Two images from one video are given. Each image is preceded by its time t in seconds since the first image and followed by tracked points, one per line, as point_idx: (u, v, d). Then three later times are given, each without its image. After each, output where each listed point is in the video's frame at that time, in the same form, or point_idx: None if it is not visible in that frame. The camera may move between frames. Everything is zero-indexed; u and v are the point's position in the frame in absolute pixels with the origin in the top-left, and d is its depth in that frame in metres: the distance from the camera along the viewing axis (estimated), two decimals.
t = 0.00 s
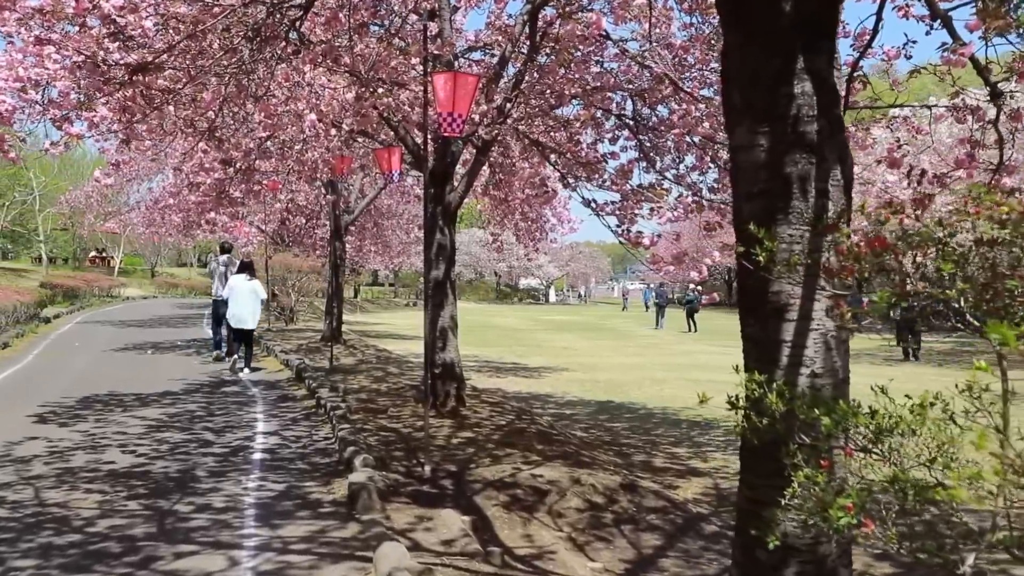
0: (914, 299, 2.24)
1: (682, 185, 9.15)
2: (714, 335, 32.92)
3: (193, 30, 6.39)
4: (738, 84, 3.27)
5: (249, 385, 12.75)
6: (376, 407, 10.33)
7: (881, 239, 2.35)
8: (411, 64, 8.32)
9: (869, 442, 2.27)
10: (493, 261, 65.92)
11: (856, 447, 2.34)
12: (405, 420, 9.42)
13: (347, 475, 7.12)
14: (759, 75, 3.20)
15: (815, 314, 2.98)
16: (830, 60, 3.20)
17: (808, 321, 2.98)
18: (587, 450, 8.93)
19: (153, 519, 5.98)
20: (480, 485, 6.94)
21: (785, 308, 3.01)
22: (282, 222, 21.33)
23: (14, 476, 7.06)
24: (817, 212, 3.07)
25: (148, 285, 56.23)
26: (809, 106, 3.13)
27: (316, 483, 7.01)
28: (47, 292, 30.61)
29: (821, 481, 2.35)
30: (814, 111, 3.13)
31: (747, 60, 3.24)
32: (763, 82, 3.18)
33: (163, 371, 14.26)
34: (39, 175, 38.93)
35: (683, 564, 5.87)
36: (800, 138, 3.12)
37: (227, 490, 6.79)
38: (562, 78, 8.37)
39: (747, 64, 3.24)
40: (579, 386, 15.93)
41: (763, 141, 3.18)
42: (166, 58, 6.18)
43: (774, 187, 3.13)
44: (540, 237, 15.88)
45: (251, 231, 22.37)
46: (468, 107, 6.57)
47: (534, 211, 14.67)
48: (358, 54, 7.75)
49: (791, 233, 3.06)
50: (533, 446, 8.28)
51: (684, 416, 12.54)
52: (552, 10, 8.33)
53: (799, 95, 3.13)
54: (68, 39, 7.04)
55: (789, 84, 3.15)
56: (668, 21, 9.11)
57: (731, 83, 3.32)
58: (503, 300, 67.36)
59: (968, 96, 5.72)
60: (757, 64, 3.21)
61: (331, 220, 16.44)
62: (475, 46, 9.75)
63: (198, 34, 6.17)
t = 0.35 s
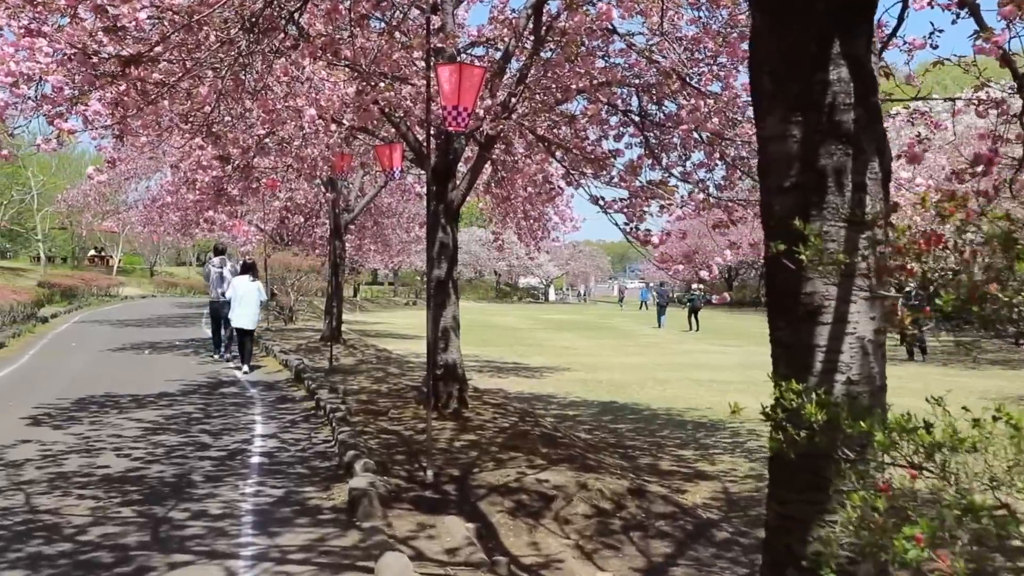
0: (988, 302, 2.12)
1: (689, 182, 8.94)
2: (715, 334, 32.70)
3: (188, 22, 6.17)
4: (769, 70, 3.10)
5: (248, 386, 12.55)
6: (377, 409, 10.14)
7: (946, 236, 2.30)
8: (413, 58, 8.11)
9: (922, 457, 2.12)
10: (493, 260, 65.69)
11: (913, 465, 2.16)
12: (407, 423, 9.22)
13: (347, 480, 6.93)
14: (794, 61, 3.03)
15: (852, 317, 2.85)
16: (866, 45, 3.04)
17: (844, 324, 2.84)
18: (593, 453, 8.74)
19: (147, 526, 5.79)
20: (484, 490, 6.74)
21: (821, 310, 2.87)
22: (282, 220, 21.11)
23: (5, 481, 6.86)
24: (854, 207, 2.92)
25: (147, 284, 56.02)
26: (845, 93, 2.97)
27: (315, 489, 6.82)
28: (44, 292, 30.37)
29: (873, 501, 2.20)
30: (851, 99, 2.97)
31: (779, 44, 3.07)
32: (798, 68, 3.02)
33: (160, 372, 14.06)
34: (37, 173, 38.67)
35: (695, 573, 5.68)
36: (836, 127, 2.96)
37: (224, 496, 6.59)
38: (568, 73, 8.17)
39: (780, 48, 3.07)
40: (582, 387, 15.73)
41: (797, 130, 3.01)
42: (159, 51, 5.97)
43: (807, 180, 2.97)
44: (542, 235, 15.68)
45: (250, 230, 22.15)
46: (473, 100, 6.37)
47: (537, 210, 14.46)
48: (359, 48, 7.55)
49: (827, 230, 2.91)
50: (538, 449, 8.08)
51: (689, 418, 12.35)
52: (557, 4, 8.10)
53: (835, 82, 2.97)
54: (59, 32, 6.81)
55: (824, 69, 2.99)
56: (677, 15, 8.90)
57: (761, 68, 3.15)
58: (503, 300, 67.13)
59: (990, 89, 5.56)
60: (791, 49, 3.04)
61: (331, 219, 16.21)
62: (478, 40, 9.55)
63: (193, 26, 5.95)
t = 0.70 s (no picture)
0: None
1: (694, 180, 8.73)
2: (716, 334, 32.51)
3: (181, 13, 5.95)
4: (804, 53, 2.94)
5: (244, 388, 12.33)
6: (376, 411, 9.93)
7: (1015, 224, 2.06)
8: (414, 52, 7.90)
9: (994, 474, 1.93)
10: (491, 260, 65.50)
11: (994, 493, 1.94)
12: (407, 426, 9.01)
13: (347, 486, 6.72)
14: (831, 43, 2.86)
15: (894, 319, 2.73)
16: (909, 27, 2.87)
17: (886, 327, 2.73)
18: (597, 457, 8.53)
19: (139, 535, 5.58)
20: (488, 497, 6.54)
21: (861, 312, 2.75)
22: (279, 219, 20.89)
23: None
24: (896, 200, 2.76)
25: (145, 284, 55.84)
26: (887, 77, 2.80)
27: (313, 495, 6.61)
28: (40, 291, 30.13)
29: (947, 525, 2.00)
30: (893, 84, 2.81)
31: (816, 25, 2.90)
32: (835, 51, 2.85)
33: (155, 373, 13.85)
34: (33, 171, 38.43)
35: None
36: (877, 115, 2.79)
37: (219, 503, 6.38)
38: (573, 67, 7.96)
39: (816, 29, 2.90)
40: (583, 388, 15.53)
41: (834, 118, 2.85)
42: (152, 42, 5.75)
43: (845, 170, 2.81)
44: (544, 235, 15.48)
45: (247, 229, 21.93)
46: (478, 92, 6.20)
47: (538, 208, 14.26)
48: (360, 40, 7.34)
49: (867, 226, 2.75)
50: (542, 454, 7.88)
51: (693, 420, 12.16)
52: None
53: (877, 65, 2.80)
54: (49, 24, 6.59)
55: (864, 52, 2.82)
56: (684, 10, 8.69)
57: (796, 50, 2.98)
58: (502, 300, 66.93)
59: (1015, 82, 5.40)
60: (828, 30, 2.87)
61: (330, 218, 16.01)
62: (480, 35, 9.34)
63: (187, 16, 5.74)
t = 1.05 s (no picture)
0: None
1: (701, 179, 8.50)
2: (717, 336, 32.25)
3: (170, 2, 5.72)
4: (841, 34, 2.79)
5: (241, 391, 12.10)
6: (375, 416, 9.71)
7: None
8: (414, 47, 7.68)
9: None
10: (491, 260, 65.26)
11: None
12: (407, 431, 8.78)
13: (344, 495, 6.49)
14: (872, 25, 2.70)
15: (940, 325, 2.60)
16: (956, 5, 2.72)
17: (932, 334, 2.59)
18: (603, 463, 8.30)
19: (128, 548, 5.35)
20: (490, 506, 6.31)
21: (904, 319, 2.61)
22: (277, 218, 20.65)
23: None
24: (943, 194, 2.61)
25: (143, 285, 55.62)
26: (932, 60, 2.65)
27: (309, 504, 6.38)
28: (36, 292, 29.90)
29: None
30: (941, 68, 2.65)
31: (856, 3, 2.74)
32: (878, 33, 2.69)
33: (150, 376, 13.63)
34: (29, 171, 38.17)
35: None
36: (922, 100, 2.64)
37: (212, 512, 6.16)
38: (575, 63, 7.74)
39: (854, 8, 2.75)
40: (585, 390, 15.31)
41: (873, 105, 2.70)
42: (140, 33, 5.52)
43: (886, 162, 2.66)
44: (545, 235, 15.25)
45: (244, 229, 21.69)
46: (481, 85, 5.98)
47: (540, 207, 14.03)
48: (358, 34, 7.12)
49: (911, 222, 2.61)
50: (546, 461, 7.65)
51: (698, 424, 11.93)
52: None
53: (921, 46, 2.65)
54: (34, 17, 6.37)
55: (908, 32, 2.66)
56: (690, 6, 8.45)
57: (832, 32, 2.82)
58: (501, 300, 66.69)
59: None
60: (869, 9, 2.71)
61: (328, 219, 15.76)
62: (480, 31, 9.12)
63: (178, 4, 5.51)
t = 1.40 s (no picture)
0: None
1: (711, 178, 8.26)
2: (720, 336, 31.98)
3: None
4: (900, 25, 2.75)
5: (239, 394, 11.87)
6: (377, 421, 9.48)
7: None
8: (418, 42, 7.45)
9: None
10: (492, 259, 64.98)
11: None
12: (409, 437, 8.55)
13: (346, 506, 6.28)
14: (937, 13, 2.65)
15: (1006, 344, 2.59)
16: None
17: (998, 354, 2.58)
18: (611, 470, 8.09)
19: (121, 563, 5.14)
20: (497, 517, 6.09)
21: (969, 337, 2.59)
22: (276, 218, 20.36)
23: None
24: (1009, 200, 2.59)
25: (142, 285, 55.43)
26: (1000, 50, 2.61)
27: (309, 515, 6.17)
28: (33, 292, 29.64)
29: None
30: (1009, 58, 2.61)
31: None
32: (943, 25, 2.65)
33: (147, 379, 13.39)
34: (27, 170, 37.89)
35: None
36: (990, 95, 2.60)
37: (208, 524, 5.94)
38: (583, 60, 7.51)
39: None
40: (589, 393, 15.06)
41: (934, 100, 2.66)
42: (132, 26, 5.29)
43: (947, 163, 2.63)
44: (547, 235, 15.00)
45: (243, 229, 21.44)
46: (489, 81, 5.77)
47: (543, 207, 13.78)
48: (359, 28, 6.89)
49: (977, 229, 2.59)
50: (553, 469, 7.43)
51: (705, 428, 11.70)
52: None
53: (989, 35, 2.61)
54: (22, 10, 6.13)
55: (974, 21, 2.62)
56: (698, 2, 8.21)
57: (892, 22, 2.78)
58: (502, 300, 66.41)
59: None
60: None
61: (328, 219, 15.52)
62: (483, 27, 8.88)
63: None
